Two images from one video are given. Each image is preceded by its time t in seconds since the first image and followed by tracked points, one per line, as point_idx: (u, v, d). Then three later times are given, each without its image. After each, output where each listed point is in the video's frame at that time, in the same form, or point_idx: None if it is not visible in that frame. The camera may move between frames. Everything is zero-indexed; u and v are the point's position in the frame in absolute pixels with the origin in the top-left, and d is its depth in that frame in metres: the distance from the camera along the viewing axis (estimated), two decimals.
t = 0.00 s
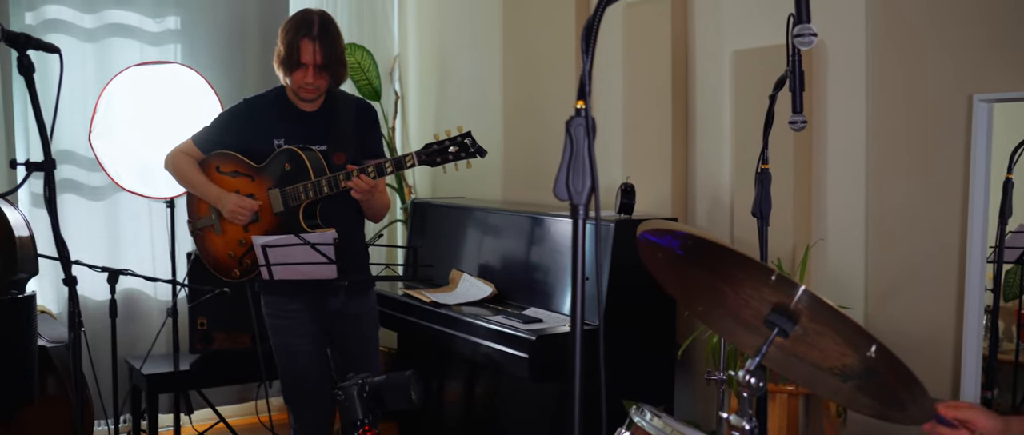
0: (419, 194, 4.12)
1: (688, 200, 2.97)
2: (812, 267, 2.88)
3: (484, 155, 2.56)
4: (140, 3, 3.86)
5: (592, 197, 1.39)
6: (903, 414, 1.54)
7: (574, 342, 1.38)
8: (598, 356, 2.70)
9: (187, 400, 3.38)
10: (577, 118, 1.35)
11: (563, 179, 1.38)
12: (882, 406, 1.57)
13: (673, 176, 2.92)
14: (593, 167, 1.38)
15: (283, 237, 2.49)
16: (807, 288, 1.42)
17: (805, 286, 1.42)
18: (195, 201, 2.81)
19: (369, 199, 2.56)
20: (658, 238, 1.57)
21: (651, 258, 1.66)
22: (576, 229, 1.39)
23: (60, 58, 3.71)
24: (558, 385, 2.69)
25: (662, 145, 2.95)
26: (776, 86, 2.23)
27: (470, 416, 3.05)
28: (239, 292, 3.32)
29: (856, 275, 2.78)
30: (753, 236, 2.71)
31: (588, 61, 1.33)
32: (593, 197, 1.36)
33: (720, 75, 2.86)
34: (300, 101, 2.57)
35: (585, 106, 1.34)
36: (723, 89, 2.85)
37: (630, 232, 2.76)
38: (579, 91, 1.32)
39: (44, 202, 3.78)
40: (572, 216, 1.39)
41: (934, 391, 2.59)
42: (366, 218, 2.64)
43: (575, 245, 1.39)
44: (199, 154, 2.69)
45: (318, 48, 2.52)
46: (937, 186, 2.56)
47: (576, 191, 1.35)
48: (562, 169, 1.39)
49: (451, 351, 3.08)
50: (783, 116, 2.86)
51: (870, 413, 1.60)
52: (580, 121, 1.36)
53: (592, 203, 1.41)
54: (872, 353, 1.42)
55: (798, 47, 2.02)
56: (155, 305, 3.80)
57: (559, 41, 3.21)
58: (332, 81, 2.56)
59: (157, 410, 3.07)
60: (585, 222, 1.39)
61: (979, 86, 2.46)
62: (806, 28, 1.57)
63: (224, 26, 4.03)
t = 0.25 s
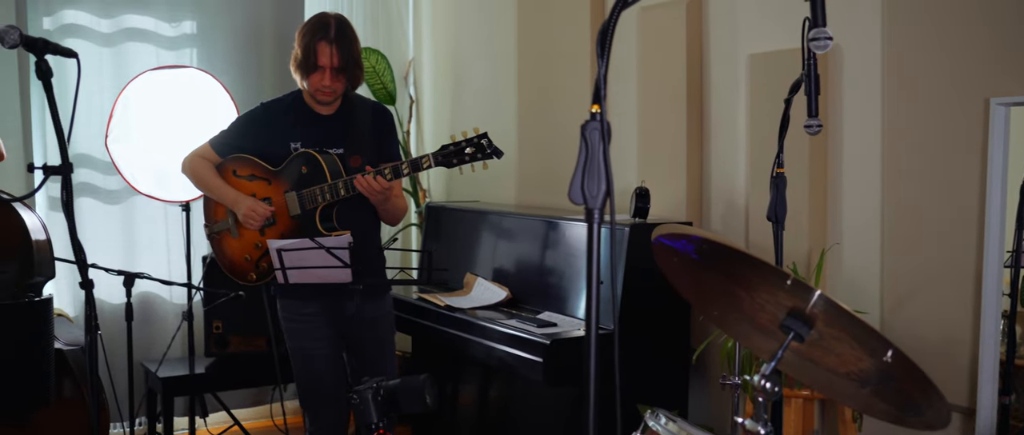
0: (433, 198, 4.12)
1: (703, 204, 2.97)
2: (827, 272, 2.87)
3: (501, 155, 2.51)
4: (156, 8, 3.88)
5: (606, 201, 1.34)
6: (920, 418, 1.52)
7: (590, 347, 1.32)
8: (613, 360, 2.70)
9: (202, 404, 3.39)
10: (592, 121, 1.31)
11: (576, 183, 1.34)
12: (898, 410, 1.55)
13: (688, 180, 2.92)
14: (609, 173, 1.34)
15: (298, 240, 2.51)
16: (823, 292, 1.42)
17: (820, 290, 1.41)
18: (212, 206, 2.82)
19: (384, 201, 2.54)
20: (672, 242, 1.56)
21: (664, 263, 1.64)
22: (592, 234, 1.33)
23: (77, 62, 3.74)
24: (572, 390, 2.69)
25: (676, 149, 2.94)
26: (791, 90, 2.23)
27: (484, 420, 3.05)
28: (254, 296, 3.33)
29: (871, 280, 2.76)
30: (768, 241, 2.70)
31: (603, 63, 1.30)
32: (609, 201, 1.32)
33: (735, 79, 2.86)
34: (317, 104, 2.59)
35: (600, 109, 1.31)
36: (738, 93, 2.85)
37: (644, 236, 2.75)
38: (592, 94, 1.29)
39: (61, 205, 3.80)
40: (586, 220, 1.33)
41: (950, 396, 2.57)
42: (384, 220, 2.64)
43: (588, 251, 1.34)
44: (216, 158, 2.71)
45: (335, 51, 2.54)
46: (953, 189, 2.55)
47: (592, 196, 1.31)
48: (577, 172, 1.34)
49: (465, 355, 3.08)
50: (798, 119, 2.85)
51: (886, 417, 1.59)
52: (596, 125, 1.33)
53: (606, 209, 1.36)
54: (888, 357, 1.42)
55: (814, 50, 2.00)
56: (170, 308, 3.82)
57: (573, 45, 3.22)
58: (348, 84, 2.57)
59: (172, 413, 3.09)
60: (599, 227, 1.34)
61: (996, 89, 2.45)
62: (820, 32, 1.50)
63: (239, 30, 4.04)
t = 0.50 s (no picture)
0: (445, 201, 4.13)
1: (716, 207, 2.96)
2: (840, 275, 2.86)
3: (515, 159, 2.54)
4: (170, 12, 3.90)
5: (620, 205, 1.38)
6: (935, 423, 1.50)
7: (602, 349, 1.36)
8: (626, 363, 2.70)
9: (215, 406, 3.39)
10: (605, 125, 1.35)
11: (591, 186, 1.38)
12: (912, 415, 1.53)
13: (701, 183, 2.92)
14: (621, 175, 1.37)
15: (311, 243, 2.51)
16: (836, 296, 1.40)
17: (834, 294, 1.40)
18: (227, 207, 2.85)
19: (399, 205, 2.55)
20: (689, 245, 1.53)
21: (679, 266, 1.62)
22: (604, 237, 1.36)
23: (91, 66, 3.76)
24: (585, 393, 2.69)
25: (690, 152, 2.94)
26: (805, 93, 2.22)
27: (497, 423, 3.06)
28: (267, 299, 3.32)
29: (885, 284, 2.75)
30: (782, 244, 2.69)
31: (616, 67, 1.34)
32: (622, 204, 1.35)
33: (748, 81, 2.85)
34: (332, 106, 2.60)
35: (613, 112, 1.34)
36: (752, 96, 2.84)
37: (657, 239, 2.75)
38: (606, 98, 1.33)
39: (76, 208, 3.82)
40: (599, 223, 1.37)
41: (965, 400, 2.56)
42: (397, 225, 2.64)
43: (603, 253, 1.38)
44: (232, 160, 2.75)
45: (351, 54, 2.55)
46: (968, 193, 2.54)
47: (605, 198, 1.34)
48: (590, 176, 1.38)
49: (477, 359, 3.09)
50: (811, 122, 2.84)
51: (900, 422, 1.56)
52: (609, 129, 1.36)
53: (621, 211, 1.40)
54: (903, 362, 1.41)
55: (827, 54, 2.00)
56: (184, 310, 3.84)
57: (586, 48, 3.22)
58: (364, 87, 2.58)
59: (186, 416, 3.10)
60: (613, 230, 1.38)
61: (1011, 92, 2.44)
62: (834, 35, 1.50)
63: (252, 34, 4.06)
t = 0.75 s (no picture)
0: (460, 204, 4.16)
1: (732, 210, 2.96)
2: (856, 279, 2.85)
3: (531, 161, 2.55)
4: (187, 15, 3.92)
5: (634, 207, 1.39)
6: (953, 428, 1.51)
7: (619, 352, 1.37)
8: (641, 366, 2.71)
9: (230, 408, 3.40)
10: (621, 128, 1.36)
11: (606, 189, 1.39)
12: (929, 420, 1.54)
13: (717, 186, 2.91)
14: (637, 179, 1.39)
15: (326, 246, 2.51)
16: (853, 298, 1.36)
17: (851, 298, 1.36)
18: (244, 209, 2.89)
19: (416, 207, 2.58)
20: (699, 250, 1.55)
21: (695, 269, 1.64)
22: (620, 240, 1.38)
23: (108, 69, 3.78)
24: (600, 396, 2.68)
25: (705, 156, 2.94)
26: (821, 96, 2.22)
27: (512, 425, 3.07)
28: (283, 301, 3.35)
29: (902, 287, 2.73)
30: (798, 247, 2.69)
31: (632, 71, 1.35)
32: (637, 208, 1.38)
33: (763, 83, 2.85)
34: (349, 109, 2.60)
35: (629, 116, 1.35)
36: (767, 99, 2.83)
37: (673, 242, 2.75)
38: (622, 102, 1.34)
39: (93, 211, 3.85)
40: (615, 226, 1.39)
41: (982, 405, 2.54)
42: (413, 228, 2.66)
43: (617, 256, 1.40)
44: (249, 162, 2.75)
45: (369, 56, 2.56)
46: (985, 196, 2.52)
47: (620, 202, 1.36)
48: (606, 179, 1.39)
49: (492, 362, 3.09)
50: (827, 126, 2.83)
51: (916, 425, 1.57)
52: (625, 131, 1.37)
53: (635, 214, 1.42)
54: (919, 365, 1.37)
55: (844, 56, 1.99)
56: (200, 313, 3.86)
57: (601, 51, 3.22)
58: (381, 89, 2.58)
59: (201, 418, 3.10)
60: (628, 232, 1.39)
61: None
62: (851, 38, 1.49)
63: (267, 37, 4.08)
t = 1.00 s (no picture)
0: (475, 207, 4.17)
1: (748, 213, 2.95)
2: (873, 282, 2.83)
3: (548, 165, 2.55)
4: (204, 19, 3.94)
5: (651, 211, 1.40)
6: None
7: (636, 354, 1.40)
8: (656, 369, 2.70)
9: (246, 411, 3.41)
10: (636, 132, 1.37)
11: (622, 193, 1.40)
12: (947, 425, 1.52)
13: (733, 189, 2.91)
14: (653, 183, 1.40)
15: (342, 249, 2.53)
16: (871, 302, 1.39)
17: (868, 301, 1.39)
18: (260, 212, 2.90)
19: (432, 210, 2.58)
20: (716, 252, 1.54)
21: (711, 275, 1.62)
22: (636, 244, 1.40)
23: (125, 72, 3.81)
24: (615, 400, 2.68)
25: (721, 159, 2.93)
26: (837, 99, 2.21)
27: (527, 428, 3.07)
28: (299, 304, 3.36)
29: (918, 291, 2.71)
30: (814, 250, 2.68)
31: (648, 75, 1.35)
32: (653, 211, 1.38)
33: (780, 85, 2.84)
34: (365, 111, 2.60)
35: (644, 119, 1.36)
36: (784, 102, 2.83)
37: (688, 245, 2.74)
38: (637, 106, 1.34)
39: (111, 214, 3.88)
40: (631, 230, 1.40)
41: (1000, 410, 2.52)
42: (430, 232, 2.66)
43: (634, 259, 1.41)
44: (265, 164, 2.78)
45: (385, 59, 2.55)
46: (1004, 199, 2.50)
47: (636, 205, 1.37)
48: (622, 182, 1.40)
49: (507, 364, 3.09)
50: (844, 128, 2.82)
51: (933, 429, 1.55)
52: (640, 135, 1.38)
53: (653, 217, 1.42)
54: (938, 371, 1.38)
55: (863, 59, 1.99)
56: (216, 316, 3.88)
57: (616, 53, 3.21)
58: (397, 92, 2.58)
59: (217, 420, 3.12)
60: (644, 236, 1.40)
61: None
62: (868, 40, 1.52)
63: (283, 40, 4.09)
